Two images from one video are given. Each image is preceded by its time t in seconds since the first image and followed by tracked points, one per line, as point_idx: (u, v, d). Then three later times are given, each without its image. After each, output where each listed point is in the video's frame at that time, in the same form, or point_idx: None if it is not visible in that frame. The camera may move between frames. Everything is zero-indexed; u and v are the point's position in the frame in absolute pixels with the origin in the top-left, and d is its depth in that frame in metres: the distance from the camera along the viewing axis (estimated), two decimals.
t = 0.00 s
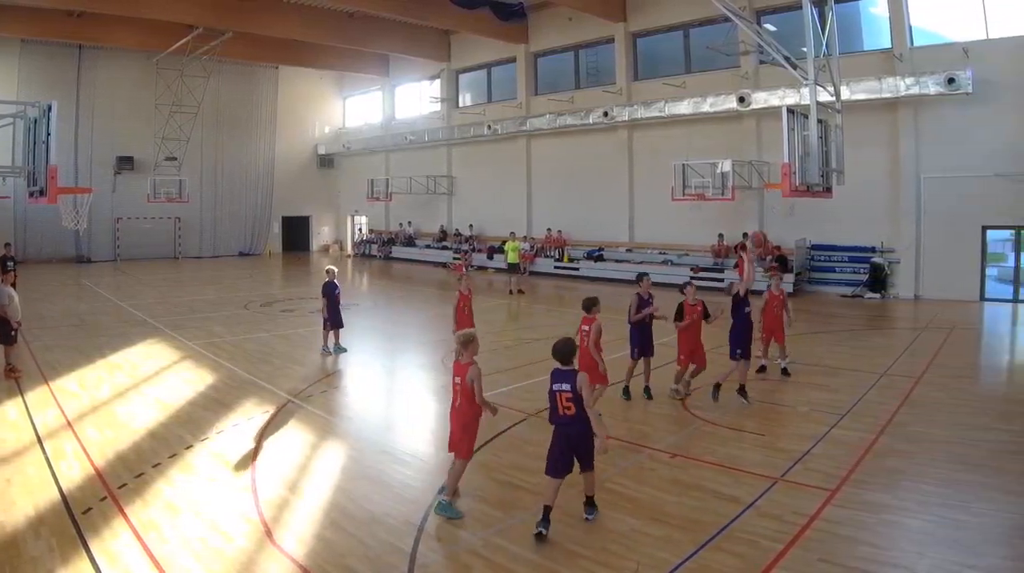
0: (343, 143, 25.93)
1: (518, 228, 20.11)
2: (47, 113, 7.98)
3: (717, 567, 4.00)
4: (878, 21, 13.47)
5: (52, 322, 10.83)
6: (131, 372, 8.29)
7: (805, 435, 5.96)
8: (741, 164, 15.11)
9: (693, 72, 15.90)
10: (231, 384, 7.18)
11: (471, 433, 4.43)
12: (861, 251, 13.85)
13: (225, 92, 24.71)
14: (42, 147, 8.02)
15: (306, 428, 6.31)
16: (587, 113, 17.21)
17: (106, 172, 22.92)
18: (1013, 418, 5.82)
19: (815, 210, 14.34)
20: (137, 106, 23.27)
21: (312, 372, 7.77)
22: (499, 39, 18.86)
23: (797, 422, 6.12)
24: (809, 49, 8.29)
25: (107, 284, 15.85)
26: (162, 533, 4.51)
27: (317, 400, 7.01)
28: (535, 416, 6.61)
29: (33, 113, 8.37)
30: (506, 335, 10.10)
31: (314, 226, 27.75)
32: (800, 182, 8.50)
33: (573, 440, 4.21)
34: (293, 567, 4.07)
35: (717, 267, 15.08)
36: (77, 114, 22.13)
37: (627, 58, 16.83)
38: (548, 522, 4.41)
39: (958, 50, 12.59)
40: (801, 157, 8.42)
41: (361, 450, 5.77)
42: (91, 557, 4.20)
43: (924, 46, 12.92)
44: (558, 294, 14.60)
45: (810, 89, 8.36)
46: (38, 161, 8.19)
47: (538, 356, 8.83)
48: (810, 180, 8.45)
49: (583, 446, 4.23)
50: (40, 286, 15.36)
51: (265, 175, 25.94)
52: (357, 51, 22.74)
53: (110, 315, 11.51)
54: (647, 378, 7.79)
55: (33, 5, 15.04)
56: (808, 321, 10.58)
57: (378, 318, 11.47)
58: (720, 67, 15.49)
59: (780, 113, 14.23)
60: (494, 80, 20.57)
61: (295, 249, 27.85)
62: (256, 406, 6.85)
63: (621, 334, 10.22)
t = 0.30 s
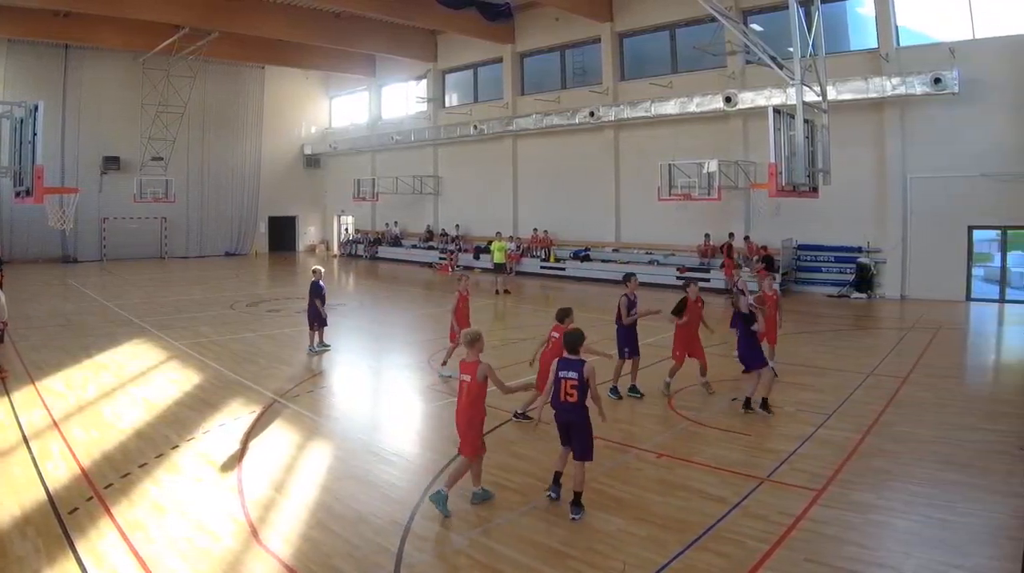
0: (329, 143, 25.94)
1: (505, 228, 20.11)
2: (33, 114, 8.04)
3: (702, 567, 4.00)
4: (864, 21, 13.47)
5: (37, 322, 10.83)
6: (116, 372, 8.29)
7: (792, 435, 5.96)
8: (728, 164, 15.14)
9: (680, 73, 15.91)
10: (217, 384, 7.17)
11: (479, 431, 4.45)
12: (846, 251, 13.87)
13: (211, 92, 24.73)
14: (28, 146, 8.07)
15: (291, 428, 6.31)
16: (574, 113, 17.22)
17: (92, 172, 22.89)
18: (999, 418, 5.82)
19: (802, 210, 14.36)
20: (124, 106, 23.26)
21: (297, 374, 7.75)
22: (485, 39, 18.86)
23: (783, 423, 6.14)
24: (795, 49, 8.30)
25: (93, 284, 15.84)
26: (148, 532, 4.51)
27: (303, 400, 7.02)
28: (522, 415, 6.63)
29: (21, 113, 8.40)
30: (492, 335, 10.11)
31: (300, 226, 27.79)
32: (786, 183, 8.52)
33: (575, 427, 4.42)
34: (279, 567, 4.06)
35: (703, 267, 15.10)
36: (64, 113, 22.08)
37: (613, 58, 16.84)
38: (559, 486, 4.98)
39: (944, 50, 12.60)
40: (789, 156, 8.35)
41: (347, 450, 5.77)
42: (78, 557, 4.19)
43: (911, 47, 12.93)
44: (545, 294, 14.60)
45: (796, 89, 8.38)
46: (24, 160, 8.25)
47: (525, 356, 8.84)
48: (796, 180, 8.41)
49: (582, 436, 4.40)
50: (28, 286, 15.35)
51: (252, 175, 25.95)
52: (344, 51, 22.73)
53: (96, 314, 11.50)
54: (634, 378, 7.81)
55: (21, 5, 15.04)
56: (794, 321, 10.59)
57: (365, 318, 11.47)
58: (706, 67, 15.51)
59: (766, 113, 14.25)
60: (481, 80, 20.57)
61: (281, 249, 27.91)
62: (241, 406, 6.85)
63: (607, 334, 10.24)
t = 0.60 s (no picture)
0: (318, 143, 25.96)
1: (493, 228, 20.10)
2: (21, 114, 8.07)
3: (691, 567, 3.99)
4: (853, 22, 13.47)
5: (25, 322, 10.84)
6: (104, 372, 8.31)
7: (781, 436, 5.97)
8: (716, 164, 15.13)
9: (668, 73, 15.92)
10: (206, 384, 7.18)
11: (500, 425, 4.59)
12: (835, 251, 13.87)
13: (200, 92, 24.76)
14: (16, 146, 8.10)
15: (280, 428, 6.32)
16: (562, 113, 17.22)
17: (81, 172, 22.89)
18: (988, 418, 5.83)
19: (791, 210, 14.36)
20: (113, 106, 23.27)
21: (285, 374, 7.74)
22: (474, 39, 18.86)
23: (772, 423, 6.14)
24: (783, 50, 8.32)
25: (82, 284, 15.86)
26: (137, 532, 4.51)
27: (292, 400, 7.02)
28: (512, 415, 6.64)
29: (10, 113, 8.42)
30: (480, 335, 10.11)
31: (289, 226, 27.82)
32: (775, 183, 8.54)
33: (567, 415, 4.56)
34: (267, 567, 4.06)
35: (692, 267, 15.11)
36: (52, 114, 22.08)
37: (602, 58, 16.85)
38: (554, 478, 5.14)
39: (933, 50, 12.61)
40: (776, 156, 8.45)
41: (335, 451, 5.77)
42: (66, 557, 4.19)
43: (899, 47, 12.94)
44: (534, 294, 14.61)
45: (784, 89, 8.40)
46: (13, 160, 8.28)
47: (513, 356, 8.85)
48: (784, 180, 8.49)
49: (573, 422, 4.55)
50: (17, 285, 15.35)
51: (240, 175, 25.97)
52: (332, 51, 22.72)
53: (85, 315, 11.51)
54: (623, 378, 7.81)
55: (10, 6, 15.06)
56: (782, 321, 10.59)
57: (354, 318, 11.47)
58: (694, 67, 15.52)
59: (754, 113, 14.26)
60: (469, 80, 20.58)
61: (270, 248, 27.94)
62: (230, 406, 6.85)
63: (596, 334, 10.25)
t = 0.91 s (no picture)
0: (305, 143, 25.96)
1: (481, 228, 20.10)
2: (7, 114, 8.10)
3: (677, 567, 3.99)
4: (840, 21, 13.48)
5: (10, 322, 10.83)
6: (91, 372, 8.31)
7: (768, 436, 5.97)
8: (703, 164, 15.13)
9: (655, 73, 15.92)
10: (193, 384, 7.17)
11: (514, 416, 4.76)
12: (822, 251, 13.87)
13: (187, 91, 24.76)
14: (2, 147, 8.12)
15: (267, 428, 6.32)
16: (550, 113, 17.21)
17: (68, 172, 22.87)
18: (974, 418, 5.83)
19: (780, 210, 14.36)
20: (100, 106, 23.25)
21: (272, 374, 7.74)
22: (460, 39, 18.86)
23: (759, 423, 6.14)
24: (771, 50, 8.30)
25: (70, 284, 15.85)
26: (124, 532, 4.50)
27: (278, 400, 7.02)
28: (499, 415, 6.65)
29: None
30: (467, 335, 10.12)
31: (276, 227, 27.85)
32: (762, 183, 8.53)
33: (560, 405, 4.72)
34: (255, 567, 4.06)
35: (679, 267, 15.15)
36: (40, 114, 22.06)
37: (589, 58, 16.85)
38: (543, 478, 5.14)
39: (920, 50, 12.61)
40: (763, 156, 8.44)
41: (322, 451, 5.77)
42: (54, 557, 4.19)
43: (887, 47, 12.94)
44: (522, 294, 14.61)
45: (772, 89, 8.39)
46: None
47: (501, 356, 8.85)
48: (771, 180, 8.47)
49: (568, 413, 4.72)
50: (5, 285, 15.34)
51: (228, 175, 25.96)
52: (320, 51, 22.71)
53: (72, 315, 11.50)
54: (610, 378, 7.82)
55: None
56: (770, 321, 10.60)
57: (342, 318, 11.46)
58: (682, 67, 15.52)
59: (742, 113, 14.26)
60: (457, 79, 20.57)
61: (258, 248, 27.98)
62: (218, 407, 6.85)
63: (584, 334, 10.26)
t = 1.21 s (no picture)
0: (293, 143, 25.98)
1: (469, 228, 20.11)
2: None
3: (664, 567, 3.98)
4: (826, 21, 13.50)
5: None
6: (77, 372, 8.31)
7: (756, 436, 5.97)
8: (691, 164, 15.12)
9: (643, 72, 15.93)
10: (180, 383, 7.18)
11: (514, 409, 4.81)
12: (810, 251, 13.88)
13: (174, 91, 24.77)
14: None
15: (255, 428, 6.33)
16: (537, 113, 17.21)
17: (56, 172, 22.83)
18: (961, 418, 5.84)
19: (768, 210, 14.37)
20: (88, 105, 23.22)
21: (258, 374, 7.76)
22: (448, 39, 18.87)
23: (747, 423, 6.14)
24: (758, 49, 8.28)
25: (59, 284, 15.85)
26: (112, 532, 4.50)
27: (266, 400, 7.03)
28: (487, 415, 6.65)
29: None
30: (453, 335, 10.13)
31: (264, 226, 27.91)
32: (750, 183, 8.52)
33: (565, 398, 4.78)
34: (241, 566, 4.06)
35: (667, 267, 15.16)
36: (28, 114, 22.03)
37: (577, 57, 16.86)
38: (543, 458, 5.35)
39: (907, 49, 12.63)
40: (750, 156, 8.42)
41: (310, 451, 5.77)
42: (40, 557, 4.19)
43: (873, 46, 12.96)
44: (511, 294, 14.62)
45: (759, 90, 8.39)
46: None
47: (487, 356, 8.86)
48: (759, 180, 8.45)
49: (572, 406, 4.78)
50: None
51: (215, 175, 25.97)
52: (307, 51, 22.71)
53: (58, 315, 11.49)
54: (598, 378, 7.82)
55: None
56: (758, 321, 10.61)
57: (329, 318, 11.46)
58: (669, 67, 15.54)
59: (730, 113, 14.27)
60: (444, 79, 20.58)
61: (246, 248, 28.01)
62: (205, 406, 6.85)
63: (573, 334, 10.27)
